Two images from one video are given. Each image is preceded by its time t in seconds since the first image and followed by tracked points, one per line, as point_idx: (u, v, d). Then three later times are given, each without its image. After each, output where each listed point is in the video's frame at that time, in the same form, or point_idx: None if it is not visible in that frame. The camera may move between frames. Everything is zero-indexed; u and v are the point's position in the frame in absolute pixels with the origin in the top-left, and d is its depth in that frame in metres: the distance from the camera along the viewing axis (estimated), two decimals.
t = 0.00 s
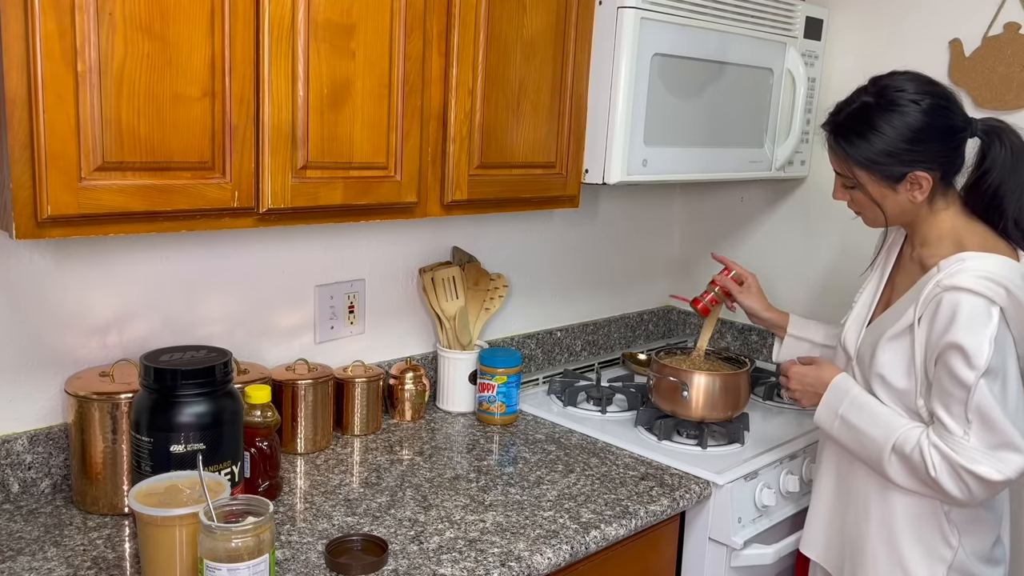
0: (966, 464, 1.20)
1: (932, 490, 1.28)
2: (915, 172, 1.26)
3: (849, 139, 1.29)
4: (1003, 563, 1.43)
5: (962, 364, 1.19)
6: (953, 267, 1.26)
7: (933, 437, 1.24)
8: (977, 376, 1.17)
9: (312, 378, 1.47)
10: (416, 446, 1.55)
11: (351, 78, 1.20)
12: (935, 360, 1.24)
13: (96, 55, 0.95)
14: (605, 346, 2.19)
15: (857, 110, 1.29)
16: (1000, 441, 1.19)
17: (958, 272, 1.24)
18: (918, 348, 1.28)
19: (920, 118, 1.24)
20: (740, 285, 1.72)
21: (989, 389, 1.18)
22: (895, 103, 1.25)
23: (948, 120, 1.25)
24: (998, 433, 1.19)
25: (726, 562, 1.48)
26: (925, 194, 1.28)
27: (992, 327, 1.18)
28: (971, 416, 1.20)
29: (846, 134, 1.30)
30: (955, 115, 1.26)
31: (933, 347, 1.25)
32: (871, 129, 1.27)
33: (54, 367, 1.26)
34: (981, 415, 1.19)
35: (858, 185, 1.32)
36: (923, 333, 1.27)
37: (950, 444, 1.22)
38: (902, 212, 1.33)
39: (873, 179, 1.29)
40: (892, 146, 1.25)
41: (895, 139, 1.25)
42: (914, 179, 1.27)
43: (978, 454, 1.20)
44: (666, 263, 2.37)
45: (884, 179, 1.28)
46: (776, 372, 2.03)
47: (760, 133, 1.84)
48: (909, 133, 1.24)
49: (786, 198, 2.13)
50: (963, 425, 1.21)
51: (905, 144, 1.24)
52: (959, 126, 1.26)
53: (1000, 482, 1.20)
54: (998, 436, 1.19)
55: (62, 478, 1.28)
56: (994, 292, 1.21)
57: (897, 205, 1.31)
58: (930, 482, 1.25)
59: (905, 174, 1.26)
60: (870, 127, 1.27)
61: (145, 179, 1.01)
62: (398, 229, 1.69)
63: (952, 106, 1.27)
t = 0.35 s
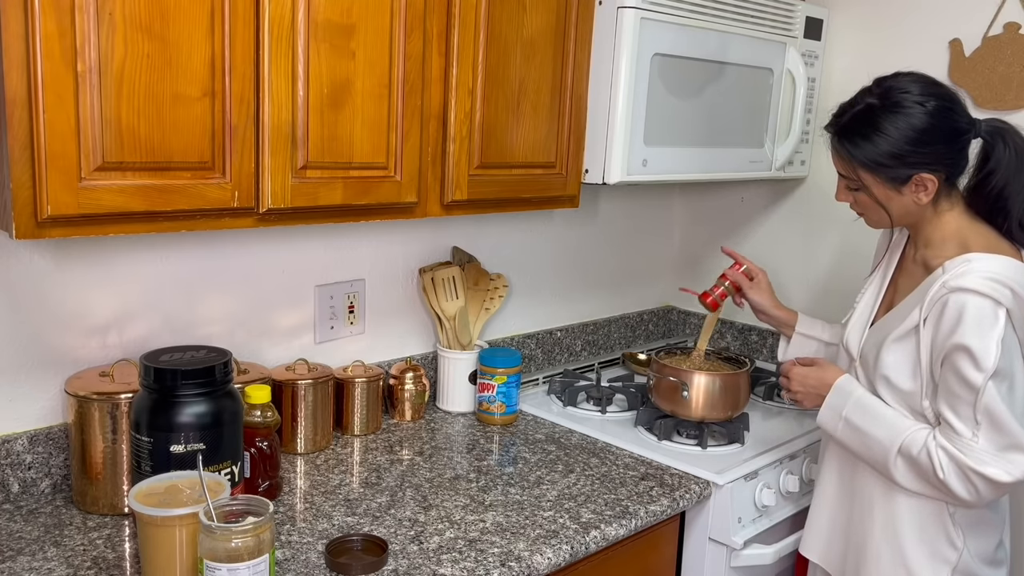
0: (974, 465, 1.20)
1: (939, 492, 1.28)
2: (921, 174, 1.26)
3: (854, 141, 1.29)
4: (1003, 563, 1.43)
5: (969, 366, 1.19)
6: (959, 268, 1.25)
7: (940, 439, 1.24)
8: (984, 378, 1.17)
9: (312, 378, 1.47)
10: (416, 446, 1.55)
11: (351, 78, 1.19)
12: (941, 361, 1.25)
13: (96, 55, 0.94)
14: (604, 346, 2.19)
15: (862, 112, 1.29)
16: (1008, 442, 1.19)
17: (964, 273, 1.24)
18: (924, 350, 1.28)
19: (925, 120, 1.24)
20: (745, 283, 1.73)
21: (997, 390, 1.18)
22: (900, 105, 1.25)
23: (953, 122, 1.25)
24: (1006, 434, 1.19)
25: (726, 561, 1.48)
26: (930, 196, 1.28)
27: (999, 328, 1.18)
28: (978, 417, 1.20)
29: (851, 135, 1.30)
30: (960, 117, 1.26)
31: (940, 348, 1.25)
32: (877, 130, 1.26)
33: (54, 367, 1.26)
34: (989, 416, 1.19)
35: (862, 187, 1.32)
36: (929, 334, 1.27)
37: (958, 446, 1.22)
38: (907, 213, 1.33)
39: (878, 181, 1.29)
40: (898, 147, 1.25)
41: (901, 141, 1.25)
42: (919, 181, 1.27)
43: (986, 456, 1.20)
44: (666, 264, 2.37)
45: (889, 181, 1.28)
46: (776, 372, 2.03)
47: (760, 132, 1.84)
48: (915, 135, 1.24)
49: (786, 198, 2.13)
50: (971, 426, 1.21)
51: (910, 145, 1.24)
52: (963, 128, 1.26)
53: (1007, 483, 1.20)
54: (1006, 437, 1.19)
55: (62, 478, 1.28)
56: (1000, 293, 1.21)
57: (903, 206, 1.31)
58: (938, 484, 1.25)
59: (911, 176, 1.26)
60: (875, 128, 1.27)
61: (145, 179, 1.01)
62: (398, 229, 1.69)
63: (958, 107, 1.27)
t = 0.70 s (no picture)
0: (971, 467, 1.20)
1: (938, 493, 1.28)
2: (921, 174, 1.26)
3: (854, 140, 1.29)
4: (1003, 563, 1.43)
5: (966, 367, 1.19)
6: (957, 268, 1.26)
7: (938, 440, 1.25)
8: (980, 379, 1.18)
9: (312, 378, 1.47)
10: (416, 446, 1.55)
11: (351, 78, 1.20)
12: (939, 362, 1.25)
13: (96, 56, 0.95)
14: (605, 346, 2.19)
15: (862, 112, 1.29)
16: (1006, 443, 1.19)
17: (962, 273, 1.24)
18: (921, 351, 1.28)
19: (925, 120, 1.24)
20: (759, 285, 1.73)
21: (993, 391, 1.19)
22: (901, 105, 1.25)
23: (954, 123, 1.25)
24: (1003, 435, 1.19)
25: (726, 561, 1.48)
26: (930, 197, 1.28)
27: (996, 329, 1.18)
28: (975, 418, 1.20)
29: (851, 135, 1.30)
30: (960, 117, 1.26)
31: (937, 349, 1.25)
32: (877, 130, 1.26)
33: (54, 366, 1.26)
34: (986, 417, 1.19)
35: (862, 187, 1.32)
36: (927, 335, 1.27)
37: (956, 447, 1.22)
38: (907, 213, 1.33)
39: (878, 181, 1.29)
40: (898, 148, 1.25)
41: (900, 140, 1.25)
42: (919, 182, 1.27)
43: (984, 457, 1.20)
44: (666, 264, 2.37)
45: (890, 181, 1.28)
46: (777, 372, 2.03)
47: (760, 132, 1.84)
48: (915, 135, 1.24)
49: (786, 198, 2.13)
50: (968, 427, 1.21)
51: (910, 146, 1.24)
52: (964, 129, 1.26)
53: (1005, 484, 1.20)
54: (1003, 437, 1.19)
55: (62, 478, 1.28)
56: (998, 294, 1.21)
57: (902, 207, 1.31)
58: (936, 486, 1.25)
59: (911, 177, 1.26)
60: (875, 128, 1.27)
61: (145, 179, 1.01)
62: (398, 229, 1.69)
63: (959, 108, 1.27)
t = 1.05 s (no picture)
0: (967, 464, 1.20)
1: (936, 491, 1.28)
2: (922, 171, 1.26)
3: (856, 135, 1.29)
4: (1003, 564, 1.43)
5: (964, 363, 1.19)
6: (958, 265, 1.26)
7: (935, 437, 1.25)
8: (977, 375, 1.17)
9: (312, 378, 1.47)
10: (416, 446, 1.55)
11: (351, 78, 1.20)
12: (938, 358, 1.25)
13: (96, 55, 0.95)
14: (605, 346, 2.19)
15: (864, 108, 1.29)
16: (1003, 441, 1.19)
17: (963, 270, 1.24)
18: (921, 347, 1.28)
19: (928, 117, 1.24)
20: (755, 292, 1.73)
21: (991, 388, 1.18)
22: (904, 101, 1.25)
23: (957, 120, 1.24)
24: (1000, 432, 1.19)
25: (726, 562, 1.48)
26: (930, 194, 1.28)
27: (996, 326, 1.18)
28: (972, 415, 1.20)
29: (853, 131, 1.30)
30: (963, 114, 1.25)
31: (937, 345, 1.25)
32: (878, 126, 1.26)
33: (54, 366, 1.26)
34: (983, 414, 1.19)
35: (863, 183, 1.32)
36: (926, 331, 1.27)
37: (952, 444, 1.22)
38: (908, 211, 1.33)
39: (879, 177, 1.29)
40: (900, 144, 1.25)
41: (902, 136, 1.25)
42: (920, 178, 1.27)
43: (981, 454, 1.20)
44: (666, 264, 2.37)
45: (891, 177, 1.28)
46: (777, 372, 2.03)
47: (760, 132, 1.84)
48: (917, 132, 1.24)
49: (786, 198, 2.14)
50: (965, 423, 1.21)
51: (911, 141, 1.24)
52: (967, 126, 1.26)
53: (1003, 482, 1.20)
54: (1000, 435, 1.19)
55: (62, 478, 1.28)
56: (998, 291, 1.21)
57: (903, 204, 1.31)
58: (933, 483, 1.25)
59: (912, 173, 1.26)
60: (877, 124, 1.27)
61: (145, 179, 1.01)
62: (398, 229, 1.69)
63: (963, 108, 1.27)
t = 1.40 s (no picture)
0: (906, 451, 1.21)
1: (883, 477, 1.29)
2: (923, 163, 1.25)
3: (860, 126, 1.29)
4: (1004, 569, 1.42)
5: (932, 354, 1.19)
6: (953, 261, 1.24)
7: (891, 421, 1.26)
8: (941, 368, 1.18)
9: (312, 378, 1.47)
10: (416, 446, 1.55)
11: (351, 78, 1.20)
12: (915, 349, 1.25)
13: (96, 56, 0.95)
14: (605, 346, 2.19)
15: (871, 99, 1.29)
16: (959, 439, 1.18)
17: (957, 265, 1.23)
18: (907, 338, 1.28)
19: (933, 109, 1.23)
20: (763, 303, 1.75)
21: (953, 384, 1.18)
22: (911, 92, 1.25)
23: (962, 115, 1.24)
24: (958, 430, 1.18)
25: (726, 561, 1.48)
26: (931, 188, 1.28)
27: (977, 323, 1.18)
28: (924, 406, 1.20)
29: (859, 123, 1.30)
30: (971, 109, 1.25)
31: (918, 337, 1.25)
32: (883, 117, 1.26)
33: (54, 366, 1.26)
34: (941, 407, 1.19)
35: (867, 175, 1.32)
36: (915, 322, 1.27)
37: (898, 430, 1.23)
38: (910, 206, 1.32)
39: (883, 169, 1.29)
40: (905, 136, 1.25)
41: (906, 128, 1.24)
42: (921, 172, 1.26)
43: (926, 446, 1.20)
44: (666, 264, 2.37)
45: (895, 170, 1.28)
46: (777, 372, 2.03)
47: (760, 132, 1.84)
48: (923, 124, 1.24)
49: (786, 198, 2.14)
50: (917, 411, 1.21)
51: (915, 134, 1.24)
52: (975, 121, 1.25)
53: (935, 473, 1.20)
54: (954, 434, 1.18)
55: (62, 478, 1.28)
56: (990, 290, 1.19)
57: (905, 199, 1.31)
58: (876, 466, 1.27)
59: (914, 166, 1.26)
60: (883, 115, 1.26)
61: (145, 179, 1.01)
62: (398, 228, 1.69)
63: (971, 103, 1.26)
